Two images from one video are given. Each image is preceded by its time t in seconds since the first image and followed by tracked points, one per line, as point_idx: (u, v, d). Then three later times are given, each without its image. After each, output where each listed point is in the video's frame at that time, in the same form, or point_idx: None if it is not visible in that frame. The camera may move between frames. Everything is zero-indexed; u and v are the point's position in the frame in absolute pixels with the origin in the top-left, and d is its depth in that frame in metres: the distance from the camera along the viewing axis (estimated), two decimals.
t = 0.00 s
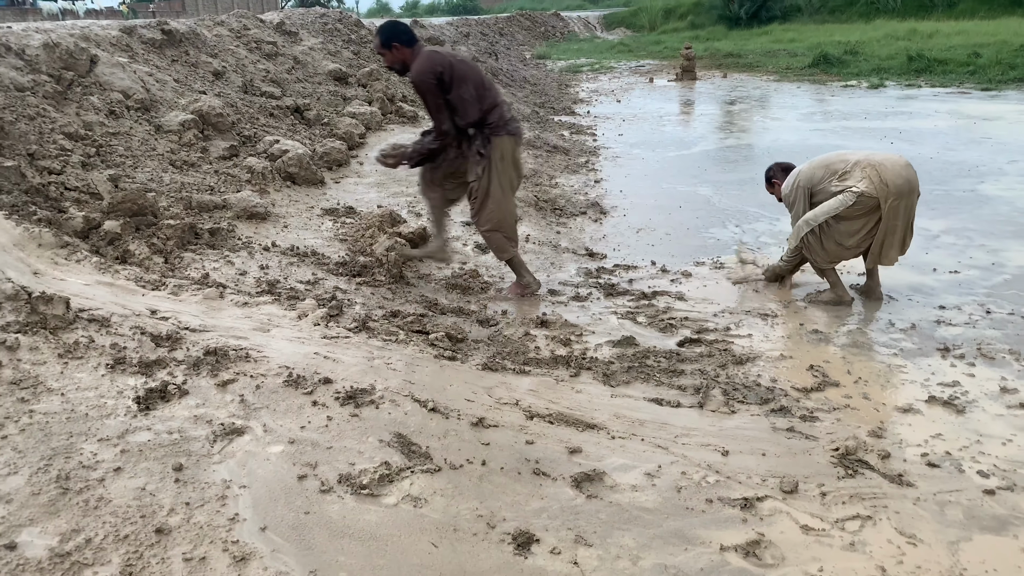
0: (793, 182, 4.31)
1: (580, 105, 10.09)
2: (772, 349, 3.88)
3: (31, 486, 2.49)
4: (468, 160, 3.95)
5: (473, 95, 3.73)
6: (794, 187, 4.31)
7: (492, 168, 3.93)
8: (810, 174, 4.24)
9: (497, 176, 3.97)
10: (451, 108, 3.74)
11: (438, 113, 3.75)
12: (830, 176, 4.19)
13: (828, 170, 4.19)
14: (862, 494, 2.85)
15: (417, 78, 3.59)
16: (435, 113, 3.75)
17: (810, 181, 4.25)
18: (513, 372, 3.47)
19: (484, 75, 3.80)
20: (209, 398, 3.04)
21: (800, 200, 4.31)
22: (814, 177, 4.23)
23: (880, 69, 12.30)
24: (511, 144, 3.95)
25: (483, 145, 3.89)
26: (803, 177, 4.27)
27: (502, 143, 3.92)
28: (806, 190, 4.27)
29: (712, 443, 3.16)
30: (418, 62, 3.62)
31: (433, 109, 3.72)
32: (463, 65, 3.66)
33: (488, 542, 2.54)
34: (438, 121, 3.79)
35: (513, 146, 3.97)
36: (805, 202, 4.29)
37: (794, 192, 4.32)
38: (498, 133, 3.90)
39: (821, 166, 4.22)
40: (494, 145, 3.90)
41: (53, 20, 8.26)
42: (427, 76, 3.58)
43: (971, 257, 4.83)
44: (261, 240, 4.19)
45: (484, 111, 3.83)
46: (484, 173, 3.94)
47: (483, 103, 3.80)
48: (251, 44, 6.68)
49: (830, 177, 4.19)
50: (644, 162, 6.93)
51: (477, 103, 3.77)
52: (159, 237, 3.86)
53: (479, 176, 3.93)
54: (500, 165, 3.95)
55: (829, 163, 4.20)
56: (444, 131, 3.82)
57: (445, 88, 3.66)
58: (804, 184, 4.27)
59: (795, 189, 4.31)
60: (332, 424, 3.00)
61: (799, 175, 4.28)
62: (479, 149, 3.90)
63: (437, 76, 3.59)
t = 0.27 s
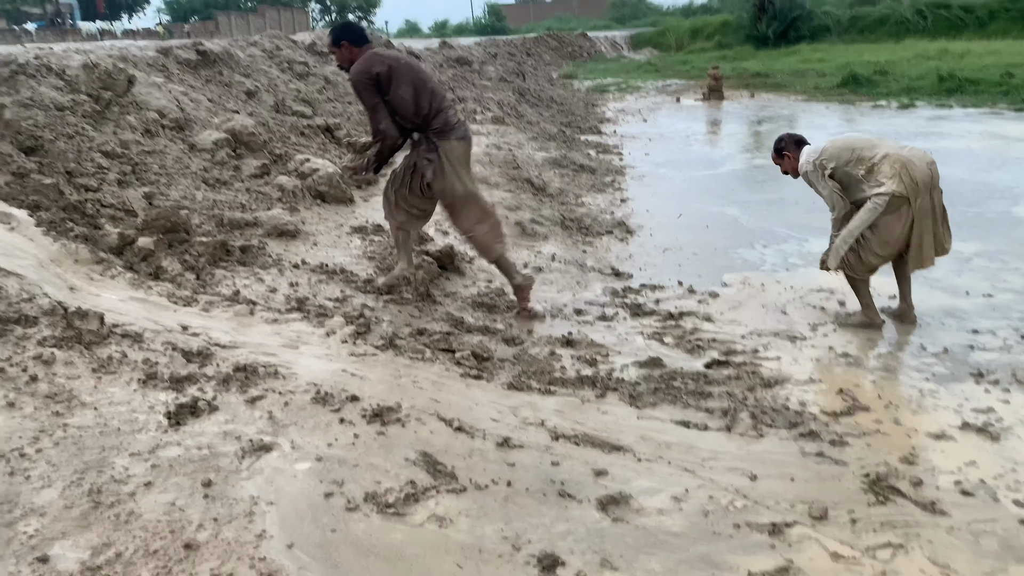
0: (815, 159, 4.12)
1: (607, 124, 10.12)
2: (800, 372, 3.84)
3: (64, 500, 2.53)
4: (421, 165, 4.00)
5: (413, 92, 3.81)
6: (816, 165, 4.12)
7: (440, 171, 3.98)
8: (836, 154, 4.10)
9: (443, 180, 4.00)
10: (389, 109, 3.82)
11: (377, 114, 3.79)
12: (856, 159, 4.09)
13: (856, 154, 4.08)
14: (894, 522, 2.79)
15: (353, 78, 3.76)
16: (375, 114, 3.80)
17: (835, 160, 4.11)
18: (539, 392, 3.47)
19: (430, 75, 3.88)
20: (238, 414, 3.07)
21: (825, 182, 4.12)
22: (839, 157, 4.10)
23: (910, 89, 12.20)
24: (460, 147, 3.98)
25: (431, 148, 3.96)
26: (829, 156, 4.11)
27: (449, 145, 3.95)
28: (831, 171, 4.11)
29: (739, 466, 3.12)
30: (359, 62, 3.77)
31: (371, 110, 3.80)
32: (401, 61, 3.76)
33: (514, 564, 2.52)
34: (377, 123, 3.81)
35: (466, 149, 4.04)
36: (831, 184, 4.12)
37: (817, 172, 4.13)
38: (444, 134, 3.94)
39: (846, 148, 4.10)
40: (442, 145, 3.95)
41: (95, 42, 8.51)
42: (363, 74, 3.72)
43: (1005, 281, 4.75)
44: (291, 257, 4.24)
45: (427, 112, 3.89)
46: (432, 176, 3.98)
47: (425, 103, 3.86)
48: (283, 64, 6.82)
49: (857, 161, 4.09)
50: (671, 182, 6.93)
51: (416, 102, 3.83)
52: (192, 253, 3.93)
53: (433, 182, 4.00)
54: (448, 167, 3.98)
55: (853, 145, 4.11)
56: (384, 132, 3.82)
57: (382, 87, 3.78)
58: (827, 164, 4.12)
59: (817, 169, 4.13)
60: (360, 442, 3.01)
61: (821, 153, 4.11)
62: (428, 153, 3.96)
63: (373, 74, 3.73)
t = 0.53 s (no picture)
0: (872, 138, 4.01)
1: (666, 153, 10.09)
2: (868, 410, 3.72)
3: (136, 517, 2.58)
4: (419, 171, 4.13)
5: (423, 101, 4.00)
6: (872, 144, 4.01)
7: (435, 179, 4.13)
8: (894, 146, 3.98)
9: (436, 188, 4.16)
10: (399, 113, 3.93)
11: (388, 114, 3.89)
12: (909, 160, 3.98)
13: (911, 161, 3.97)
14: (972, 573, 2.66)
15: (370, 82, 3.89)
16: (384, 115, 3.89)
17: (890, 153, 4.00)
18: (599, 425, 3.43)
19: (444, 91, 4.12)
20: (302, 437, 3.11)
21: (874, 168, 4.07)
22: (894, 151, 3.98)
23: (983, 121, 11.84)
24: (457, 159, 4.15)
25: (431, 156, 4.09)
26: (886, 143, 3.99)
27: (448, 154, 4.11)
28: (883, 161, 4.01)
29: (805, 507, 3.02)
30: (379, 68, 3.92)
31: (382, 111, 3.90)
32: (418, 73, 3.99)
33: None
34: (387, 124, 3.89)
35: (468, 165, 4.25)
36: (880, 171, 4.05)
37: (871, 151, 4.04)
38: (445, 145, 4.11)
39: (907, 146, 3.97)
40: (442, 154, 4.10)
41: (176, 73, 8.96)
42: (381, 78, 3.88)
43: None
44: (355, 283, 4.31)
45: (429, 121, 4.06)
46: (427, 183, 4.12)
47: (432, 113, 4.05)
48: (350, 95, 7.07)
49: (909, 167, 3.99)
50: (731, 212, 6.86)
51: (425, 111, 4.01)
52: (260, 278, 4.03)
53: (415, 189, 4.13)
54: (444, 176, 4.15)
55: (914, 145, 3.96)
56: (392, 132, 3.89)
57: (395, 93, 3.94)
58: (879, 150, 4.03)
59: (872, 148, 4.04)
60: (420, 469, 3.02)
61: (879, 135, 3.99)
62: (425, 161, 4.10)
63: (388, 79, 3.90)
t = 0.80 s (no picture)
0: (939, 140, 3.88)
1: (740, 179, 9.94)
2: (960, 449, 3.53)
3: (220, 531, 2.64)
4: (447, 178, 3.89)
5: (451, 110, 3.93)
6: (942, 147, 3.87)
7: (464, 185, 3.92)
8: (960, 154, 3.87)
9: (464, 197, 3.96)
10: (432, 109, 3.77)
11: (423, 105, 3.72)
12: (972, 173, 3.88)
13: (973, 177, 3.88)
14: None
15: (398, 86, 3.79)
16: (418, 107, 3.72)
17: (954, 160, 3.89)
18: (675, 455, 3.36)
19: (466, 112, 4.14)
20: (379, 457, 3.13)
21: (936, 174, 3.92)
22: (960, 159, 3.87)
23: None
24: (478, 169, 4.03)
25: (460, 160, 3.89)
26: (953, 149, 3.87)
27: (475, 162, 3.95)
28: (946, 168, 3.88)
29: (895, 548, 2.87)
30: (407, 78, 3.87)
31: (415, 105, 3.73)
32: (443, 87, 3.98)
33: None
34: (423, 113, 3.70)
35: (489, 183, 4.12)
36: (942, 178, 3.90)
37: (937, 154, 3.89)
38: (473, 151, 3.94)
39: (973, 159, 3.87)
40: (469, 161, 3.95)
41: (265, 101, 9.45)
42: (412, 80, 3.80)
43: None
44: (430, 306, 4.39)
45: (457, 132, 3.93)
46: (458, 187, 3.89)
47: (459, 122, 3.95)
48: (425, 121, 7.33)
49: (967, 183, 3.89)
50: (810, 239, 6.69)
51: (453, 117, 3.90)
52: (338, 299, 4.14)
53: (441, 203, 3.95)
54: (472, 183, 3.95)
55: (981, 159, 3.88)
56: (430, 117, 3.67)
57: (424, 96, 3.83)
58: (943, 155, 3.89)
59: (937, 151, 3.89)
60: (494, 493, 3.01)
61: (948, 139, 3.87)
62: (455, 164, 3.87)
63: (418, 83, 3.83)
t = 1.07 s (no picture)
0: (970, 151, 3.67)
1: (803, 195, 9.74)
2: None
3: (287, 540, 2.67)
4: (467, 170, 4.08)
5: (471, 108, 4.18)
6: (977, 157, 3.65)
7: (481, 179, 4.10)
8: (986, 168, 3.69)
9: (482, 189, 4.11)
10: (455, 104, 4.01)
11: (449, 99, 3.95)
12: (997, 188, 3.71)
13: (997, 193, 3.72)
14: None
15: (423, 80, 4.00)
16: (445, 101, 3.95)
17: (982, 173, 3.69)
18: (740, 477, 3.29)
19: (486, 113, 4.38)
20: (440, 470, 3.14)
21: (971, 183, 3.66)
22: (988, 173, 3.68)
23: None
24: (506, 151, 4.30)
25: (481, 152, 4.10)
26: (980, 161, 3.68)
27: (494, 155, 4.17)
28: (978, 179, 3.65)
29: None
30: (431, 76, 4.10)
31: (441, 99, 3.95)
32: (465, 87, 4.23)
33: None
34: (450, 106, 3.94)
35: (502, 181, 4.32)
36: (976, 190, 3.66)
37: (968, 166, 3.66)
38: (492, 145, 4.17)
39: (997, 174, 3.71)
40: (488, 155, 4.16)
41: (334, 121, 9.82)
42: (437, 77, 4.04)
43: None
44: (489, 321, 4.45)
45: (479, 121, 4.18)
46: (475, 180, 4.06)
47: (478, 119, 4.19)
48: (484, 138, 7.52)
49: (994, 198, 3.71)
50: (877, 257, 6.51)
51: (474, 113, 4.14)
52: (401, 313, 4.24)
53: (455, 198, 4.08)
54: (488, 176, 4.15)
55: (1003, 175, 3.74)
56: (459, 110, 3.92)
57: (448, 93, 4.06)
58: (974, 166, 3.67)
59: (968, 162, 3.67)
60: (555, 510, 2.97)
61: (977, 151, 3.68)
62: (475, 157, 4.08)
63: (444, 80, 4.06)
